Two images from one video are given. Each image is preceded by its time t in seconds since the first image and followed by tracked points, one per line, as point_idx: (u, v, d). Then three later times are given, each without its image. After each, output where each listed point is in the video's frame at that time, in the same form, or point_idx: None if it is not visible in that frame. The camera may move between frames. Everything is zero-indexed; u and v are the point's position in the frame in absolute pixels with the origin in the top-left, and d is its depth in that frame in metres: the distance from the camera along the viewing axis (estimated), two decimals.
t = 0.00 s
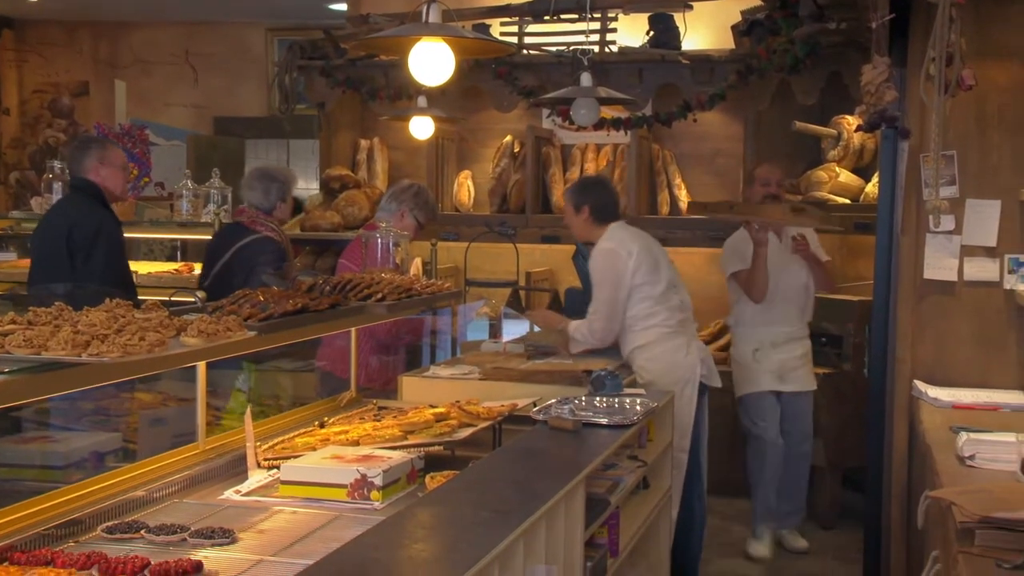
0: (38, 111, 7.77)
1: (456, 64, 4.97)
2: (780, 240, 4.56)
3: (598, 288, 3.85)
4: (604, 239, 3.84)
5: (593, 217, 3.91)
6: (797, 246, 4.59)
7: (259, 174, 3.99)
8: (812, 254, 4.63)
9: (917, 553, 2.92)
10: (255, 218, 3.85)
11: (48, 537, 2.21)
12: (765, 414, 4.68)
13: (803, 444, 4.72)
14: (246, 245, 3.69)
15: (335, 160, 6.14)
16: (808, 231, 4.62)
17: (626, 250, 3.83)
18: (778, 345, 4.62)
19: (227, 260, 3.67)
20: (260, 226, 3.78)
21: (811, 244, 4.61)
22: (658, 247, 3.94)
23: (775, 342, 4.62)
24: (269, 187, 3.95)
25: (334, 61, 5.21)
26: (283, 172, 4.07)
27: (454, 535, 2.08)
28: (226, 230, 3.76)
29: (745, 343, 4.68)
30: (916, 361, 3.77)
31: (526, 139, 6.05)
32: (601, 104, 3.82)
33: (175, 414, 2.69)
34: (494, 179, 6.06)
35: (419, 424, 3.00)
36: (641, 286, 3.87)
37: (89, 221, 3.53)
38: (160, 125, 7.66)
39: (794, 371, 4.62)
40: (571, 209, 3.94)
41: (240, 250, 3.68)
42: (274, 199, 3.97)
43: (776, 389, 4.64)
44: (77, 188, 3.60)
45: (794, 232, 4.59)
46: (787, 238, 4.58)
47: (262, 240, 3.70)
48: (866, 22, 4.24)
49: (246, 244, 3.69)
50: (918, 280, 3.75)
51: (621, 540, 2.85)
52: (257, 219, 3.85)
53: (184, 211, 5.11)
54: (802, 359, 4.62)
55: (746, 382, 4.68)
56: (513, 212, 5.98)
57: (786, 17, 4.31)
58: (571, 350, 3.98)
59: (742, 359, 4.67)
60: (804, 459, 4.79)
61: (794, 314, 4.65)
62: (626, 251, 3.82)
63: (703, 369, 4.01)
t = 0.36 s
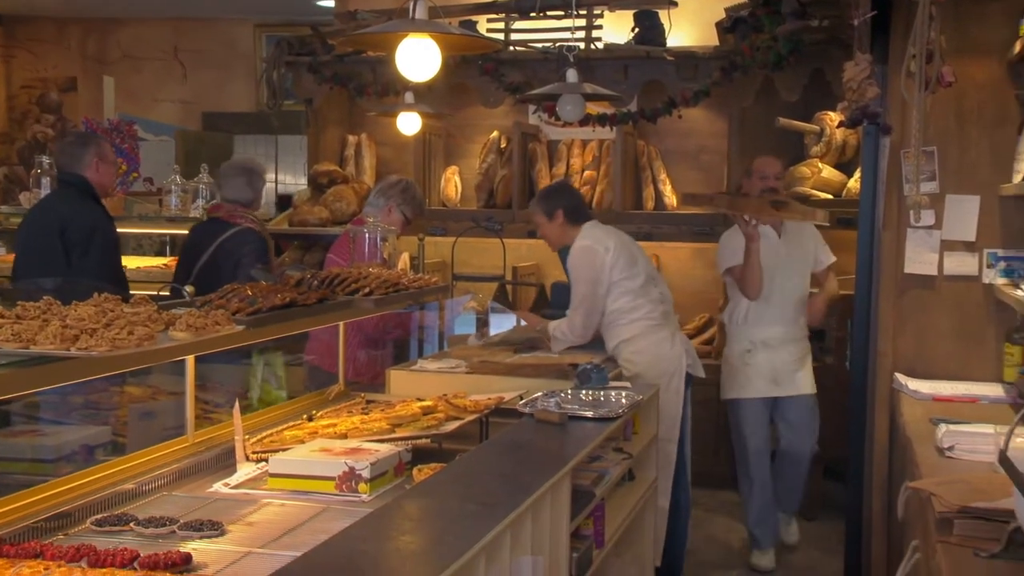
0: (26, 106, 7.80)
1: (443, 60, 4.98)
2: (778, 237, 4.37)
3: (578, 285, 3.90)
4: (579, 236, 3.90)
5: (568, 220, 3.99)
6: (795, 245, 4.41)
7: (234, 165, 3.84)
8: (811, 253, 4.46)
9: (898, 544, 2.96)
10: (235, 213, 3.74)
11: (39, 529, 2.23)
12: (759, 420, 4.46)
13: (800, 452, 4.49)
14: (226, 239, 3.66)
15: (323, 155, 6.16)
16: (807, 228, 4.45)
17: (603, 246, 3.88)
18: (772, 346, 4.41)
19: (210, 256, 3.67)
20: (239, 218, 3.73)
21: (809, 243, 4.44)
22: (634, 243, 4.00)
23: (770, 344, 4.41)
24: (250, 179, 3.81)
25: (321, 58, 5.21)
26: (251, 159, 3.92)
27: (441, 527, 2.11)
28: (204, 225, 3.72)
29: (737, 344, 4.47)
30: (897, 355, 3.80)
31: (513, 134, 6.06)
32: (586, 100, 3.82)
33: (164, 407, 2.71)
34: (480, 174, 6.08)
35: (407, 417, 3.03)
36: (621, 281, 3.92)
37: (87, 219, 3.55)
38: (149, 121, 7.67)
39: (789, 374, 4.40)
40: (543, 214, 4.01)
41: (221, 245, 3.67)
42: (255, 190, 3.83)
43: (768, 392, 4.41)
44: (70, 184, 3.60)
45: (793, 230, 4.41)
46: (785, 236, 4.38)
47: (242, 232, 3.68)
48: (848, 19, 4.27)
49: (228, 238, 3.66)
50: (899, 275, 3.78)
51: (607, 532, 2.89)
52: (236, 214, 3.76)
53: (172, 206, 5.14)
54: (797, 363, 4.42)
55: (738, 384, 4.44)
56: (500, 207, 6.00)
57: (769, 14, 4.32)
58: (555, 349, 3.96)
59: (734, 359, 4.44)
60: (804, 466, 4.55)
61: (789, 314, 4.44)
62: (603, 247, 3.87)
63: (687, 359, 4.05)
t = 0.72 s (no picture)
0: (25, 104, 7.99)
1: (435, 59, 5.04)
2: (776, 239, 4.23)
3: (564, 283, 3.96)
4: (563, 235, 3.96)
5: (552, 219, 4.06)
6: (794, 247, 4.26)
7: (216, 160, 3.90)
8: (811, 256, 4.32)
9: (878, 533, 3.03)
10: (217, 204, 3.79)
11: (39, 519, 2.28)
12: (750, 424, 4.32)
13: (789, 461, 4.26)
14: (211, 232, 3.68)
15: (317, 152, 6.21)
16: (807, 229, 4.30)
17: (587, 243, 3.95)
18: (769, 351, 4.25)
19: (197, 250, 3.67)
20: (222, 210, 3.77)
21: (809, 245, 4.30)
22: (618, 239, 4.07)
23: (767, 349, 4.25)
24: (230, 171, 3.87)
25: (315, 56, 5.27)
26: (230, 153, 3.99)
27: (434, 516, 2.17)
28: (189, 220, 3.74)
29: (733, 351, 4.33)
30: (879, 348, 3.86)
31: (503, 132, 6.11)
32: (576, 97, 3.88)
33: (161, 399, 2.77)
34: (472, 171, 6.13)
35: (399, 409, 3.08)
36: (605, 276, 3.99)
37: (100, 215, 3.58)
38: (146, 120, 7.71)
39: (788, 380, 4.23)
40: (527, 215, 4.07)
41: (207, 238, 3.68)
42: (236, 182, 3.90)
43: (766, 399, 4.25)
44: (72, 181, 3.60)
45: (790, 231, 4.28)
46: (783, 237, 4.25)
47: (227, 222, 3.70)
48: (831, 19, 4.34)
49: (214, 229, 3.68)
50: (881, 269, 3.84)
51: (595, 520, 2.95)
52: (220, 205, 3.80)
53: (170, 202, 5.21)
54: (796, 368, 4.24)
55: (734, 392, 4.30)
56: (490, 203, 6.05)
57: (754, 14, 4.41)
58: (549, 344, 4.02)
59: (730, 367, 4.31)
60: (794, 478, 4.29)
61: (785, 317, 4.27)
62: (586, 244, 3.94)
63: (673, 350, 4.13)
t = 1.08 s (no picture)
0: (35, 102, 8.07)
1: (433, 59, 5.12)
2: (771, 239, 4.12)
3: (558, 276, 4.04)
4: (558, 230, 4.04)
5: (547, 216, 4.13)
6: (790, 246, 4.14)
7: (218, 157, 3.93)
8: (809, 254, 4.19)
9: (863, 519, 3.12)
10: (218, 200, 3.84)
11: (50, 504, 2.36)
12: (741, 428, 4.23)
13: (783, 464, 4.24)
14: (212, 227, 3.75)
15: (318, 150, 6.29)
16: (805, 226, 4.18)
17: (581, 237, 4.03)
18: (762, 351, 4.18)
19: (198, 246, 3.75)
20: (223, 206, 3.83)
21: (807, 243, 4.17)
22: (611, 234, 4.16)
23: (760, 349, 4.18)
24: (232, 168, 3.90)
25: (317, 56, 5.36)
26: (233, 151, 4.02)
27: (432, 502, 2.25)
28: (191, 215, 3.81)
29: (727, 349, 4.27)
30: (863, 339, 3.94)
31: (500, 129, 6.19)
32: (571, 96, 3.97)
33: (167, 389, 2.85)
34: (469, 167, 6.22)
35: (399, 399, 3.17)
36: (599, 270, 4.06)
37: (111, 211, 3.67)
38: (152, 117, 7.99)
39: (779, 381, 4.16)
40: (522, 213, 4.15)
41: (208, 235, 3.75)
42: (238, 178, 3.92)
43: (756, 400, 4.19)
44: (83, 178, 3.68)
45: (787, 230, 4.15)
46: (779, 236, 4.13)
47: (227, 218, 3.77)
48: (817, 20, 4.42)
49: (215, 225, 3.75)
50: (866, 263, 3.92)
51: (589, 507, 3.04)
52: (220, 201, 3.86)
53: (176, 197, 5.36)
54: (788, 369, 4.18)
55: (725, 391, 4.24)
56: (487, 199, 6.14)
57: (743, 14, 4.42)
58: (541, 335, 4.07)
59: (721, 366, 4.24)
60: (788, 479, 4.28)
61: (778, 318, 4.19)
62: (580, 238, 4.02)
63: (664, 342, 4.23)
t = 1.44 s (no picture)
0: (62, 104, 8.80)
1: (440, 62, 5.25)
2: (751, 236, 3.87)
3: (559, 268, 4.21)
4: (559, 224, 4.22)
5: (549, 210, 4.26)
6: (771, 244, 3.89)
7: (235, 156, 4.13)
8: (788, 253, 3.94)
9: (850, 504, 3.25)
10: (235, 197, 4.00)
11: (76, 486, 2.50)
12: (721, 431, 4.06)
13: (773, 469, 4.02)
14: (230, 222, 3.89)
15: (329, 149, 6.44)
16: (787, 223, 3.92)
17: (581, 231, 4.19)
18: (740, 351, 3.97)
19: (215, 241, 3.88)
20: (241, 202, 3.99)
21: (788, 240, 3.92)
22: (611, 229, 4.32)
23: (738, 349, 3.97)
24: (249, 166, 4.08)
25: (329, 59, 5.47)
26: (252, 150, 4.23)
27: (439, 486, 2.39)
28: (208, 211, 3.95)
29: (700, 348, 4.05)
30: (850, 328, 4.07)
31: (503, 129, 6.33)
32: (572, 96, 4.07)
33: (186, 376, 2.99)
34: (473, 165, 6.37)
35: (407, 386, 3.31)
36: (598, 262, 4.22)
37: (131, 205, 3.80)
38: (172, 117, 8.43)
39: (759, 382, 3.95)
40: (526, 207, 4.28)
41: (224, 231, 3.89)
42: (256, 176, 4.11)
43: (736, 402, 3.99)
44: (104, 174, 3.83)
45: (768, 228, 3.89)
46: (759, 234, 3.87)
47: (243, 215, 3.92)
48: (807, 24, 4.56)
49: (231, 221, 3.89)
50: (853, 256, 4.05)
51: (588, 490, 3.19)
52: (238, 197, 4.02)
53: (194, 194, 5.52)
54: (768, 370, 3.96)
55: (701, 393, 4.03)
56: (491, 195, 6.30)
57: (736, 19, 4.44)
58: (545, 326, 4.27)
59: (696, 367, 4.03)
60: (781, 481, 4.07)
61: (757, 317, 3.97)
62: (580, 232, 4.18)
63: (662, 332, 4.35)
